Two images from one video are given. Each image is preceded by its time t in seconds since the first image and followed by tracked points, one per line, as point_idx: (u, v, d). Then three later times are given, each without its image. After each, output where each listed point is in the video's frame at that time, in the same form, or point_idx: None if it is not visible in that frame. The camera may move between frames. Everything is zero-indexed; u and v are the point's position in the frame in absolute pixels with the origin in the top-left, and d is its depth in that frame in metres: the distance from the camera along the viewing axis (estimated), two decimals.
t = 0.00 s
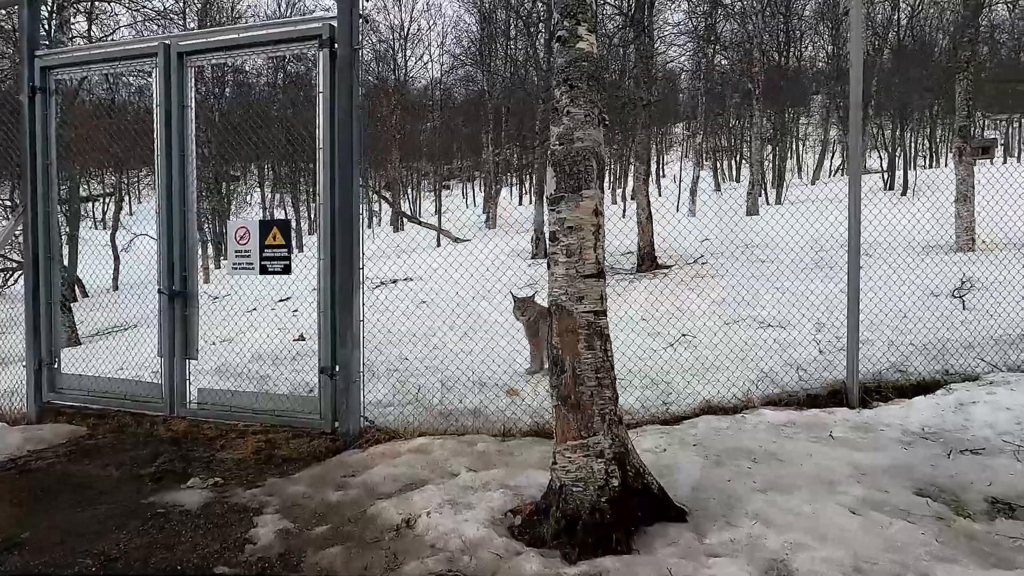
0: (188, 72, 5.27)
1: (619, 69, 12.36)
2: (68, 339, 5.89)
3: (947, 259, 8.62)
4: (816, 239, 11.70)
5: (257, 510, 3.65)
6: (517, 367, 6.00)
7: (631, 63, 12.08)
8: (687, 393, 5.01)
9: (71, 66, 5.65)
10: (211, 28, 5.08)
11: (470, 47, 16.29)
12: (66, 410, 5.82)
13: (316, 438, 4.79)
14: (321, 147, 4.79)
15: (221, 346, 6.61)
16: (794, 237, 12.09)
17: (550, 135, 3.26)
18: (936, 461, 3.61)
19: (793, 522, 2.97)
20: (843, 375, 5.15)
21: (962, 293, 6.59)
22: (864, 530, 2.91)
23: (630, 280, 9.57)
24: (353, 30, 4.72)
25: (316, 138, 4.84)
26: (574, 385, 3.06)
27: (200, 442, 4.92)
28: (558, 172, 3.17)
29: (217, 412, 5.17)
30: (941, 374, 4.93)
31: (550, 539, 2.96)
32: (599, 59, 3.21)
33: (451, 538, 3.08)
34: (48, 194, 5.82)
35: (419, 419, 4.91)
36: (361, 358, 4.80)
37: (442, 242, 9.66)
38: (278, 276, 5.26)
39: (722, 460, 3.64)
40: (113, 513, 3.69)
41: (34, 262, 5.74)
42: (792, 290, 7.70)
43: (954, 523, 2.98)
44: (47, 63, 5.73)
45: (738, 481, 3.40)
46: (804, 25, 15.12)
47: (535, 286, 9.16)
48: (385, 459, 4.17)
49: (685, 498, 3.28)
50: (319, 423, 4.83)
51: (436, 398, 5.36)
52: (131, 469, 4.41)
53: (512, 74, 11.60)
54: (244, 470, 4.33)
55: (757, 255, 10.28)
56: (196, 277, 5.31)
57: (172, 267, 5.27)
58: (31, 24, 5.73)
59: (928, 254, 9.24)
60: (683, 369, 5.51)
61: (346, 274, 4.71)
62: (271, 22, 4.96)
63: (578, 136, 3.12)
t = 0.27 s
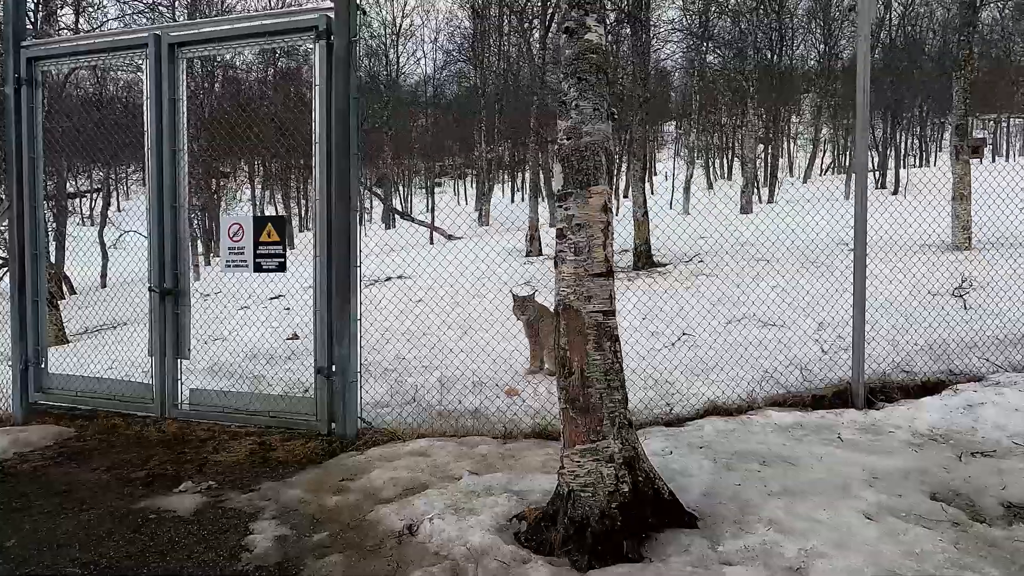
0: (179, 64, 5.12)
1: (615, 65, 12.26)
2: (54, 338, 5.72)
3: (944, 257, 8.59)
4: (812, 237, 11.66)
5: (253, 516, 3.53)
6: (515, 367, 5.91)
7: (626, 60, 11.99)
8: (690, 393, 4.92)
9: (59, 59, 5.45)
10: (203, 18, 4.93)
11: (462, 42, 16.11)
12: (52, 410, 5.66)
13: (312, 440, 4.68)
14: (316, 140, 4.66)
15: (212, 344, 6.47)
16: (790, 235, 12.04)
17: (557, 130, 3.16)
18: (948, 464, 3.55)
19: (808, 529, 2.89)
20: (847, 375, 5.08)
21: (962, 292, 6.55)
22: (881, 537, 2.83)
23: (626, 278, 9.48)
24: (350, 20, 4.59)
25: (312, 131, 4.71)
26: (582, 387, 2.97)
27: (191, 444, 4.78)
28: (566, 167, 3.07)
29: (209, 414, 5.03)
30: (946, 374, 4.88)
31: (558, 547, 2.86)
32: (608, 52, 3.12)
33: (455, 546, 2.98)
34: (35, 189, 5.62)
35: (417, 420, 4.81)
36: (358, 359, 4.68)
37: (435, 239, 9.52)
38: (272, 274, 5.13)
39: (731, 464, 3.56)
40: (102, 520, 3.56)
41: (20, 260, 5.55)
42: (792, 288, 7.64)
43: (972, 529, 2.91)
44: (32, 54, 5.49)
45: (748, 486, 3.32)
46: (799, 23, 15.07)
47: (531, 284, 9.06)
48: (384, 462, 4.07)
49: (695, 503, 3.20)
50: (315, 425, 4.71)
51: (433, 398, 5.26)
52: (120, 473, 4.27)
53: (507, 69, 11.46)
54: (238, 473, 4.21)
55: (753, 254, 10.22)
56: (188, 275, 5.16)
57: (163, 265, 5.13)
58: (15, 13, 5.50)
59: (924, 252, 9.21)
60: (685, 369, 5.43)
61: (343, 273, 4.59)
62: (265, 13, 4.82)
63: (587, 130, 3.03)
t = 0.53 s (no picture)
0: (175, 58, 4.99)
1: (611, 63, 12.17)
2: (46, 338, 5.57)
3: (945, 256, 8.57)
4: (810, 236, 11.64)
5: (254, 522, 3.43)
6: (517, 367, 5.83)
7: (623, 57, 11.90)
8: (698, 394, 4.85)
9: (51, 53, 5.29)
10: (199, 10, 4.80)
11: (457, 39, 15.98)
12: (43, 413, 5.51)
13: (312, 443, 4.57)
14: (317, 136, 4.55)
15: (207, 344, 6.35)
16: (787, 234, 12.01)
17: (570, 125, 3.06)
18: (964, 466, 3.49)
19: (828, 535, 2.82)
20: (855, 376, 5.03)
21: (965, 291, 6.52)
22: (903, 543, 2.77)
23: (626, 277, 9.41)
24: (351, 12, 4.48)
25: (312, 126, 4.59)
26: (597, 390, 2.88)
27: (188, 447, 4.67)
28: (579, 164, 2.98)
29: (206, 416, 4.92)
30: (954, 375, 4.84)
31: (573, 554, 2.78)
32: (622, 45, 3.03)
33: (466, 553, 2.89)
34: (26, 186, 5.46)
35: (420, 422, 4.71)
36: (359, 359, 4.58)
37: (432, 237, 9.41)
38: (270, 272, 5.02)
39: (745, 468, 3.49)
40: (97, 527, 3.44)
41: (10, 258, 5.40)
42: (794, 288, 7.60)
43: (995, 534, 2.85)
44: (23, 47, 5.34)
45: (764, 490, 3.25)
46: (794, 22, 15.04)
47: (529, 283, 8.98)
48: (388, 465, 3.97)
49: (711, 508, 3.12)
50: (316, 427, 4.61)
51: (435, 399, 5.16)
52: (116, 477, 4.15)
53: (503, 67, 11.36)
54: (237, 477, 4.10)
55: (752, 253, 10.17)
56: (184, 273, 5.04)
57: (158, 263, 5.00)
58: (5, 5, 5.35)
59: (923, 251, 9.19)
60: (691, 369, 5.36)
61: (344, 271, 4.48)
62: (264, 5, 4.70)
63: (601, 126, 2.94)
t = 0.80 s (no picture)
0: (168, 51, 4.88)
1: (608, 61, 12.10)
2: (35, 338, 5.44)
3: (944, 255, 8.55)
4: (808, 235, 11.62)
5: (252, 526, 3.33)
6: (517, 367, 5.74)
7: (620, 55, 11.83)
8: (702, 394, 4.78)
9: (41, 46, 5.18)
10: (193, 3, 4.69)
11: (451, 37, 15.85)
12: (33, 414, 5.39)
13: (309, 444, 4.48)
14: (313, 130, 4.44)
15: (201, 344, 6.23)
16: (784, 232, 11.98)
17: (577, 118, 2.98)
18: (975, 467, 3.43)
19: (843, 539, 2.75)
20: (860, 375, 4.97)
21: (967, 290, 6.49)
22: (919, 546, 2.70)
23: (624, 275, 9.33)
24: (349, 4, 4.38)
25: (309, 120, 4.49)
26: (606, 390, 2.80)
27: (182, 448, 4.56)
28: (587, 158, 2.90)
29: (201, 417, 4.81)
30: (960, 374, 4.79)
31: (583, 560, 2.70)
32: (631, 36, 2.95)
33: (472, 559, 2.81)
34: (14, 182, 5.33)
35: (420, 423, 4.62)
36: (357, 359, 4.49)
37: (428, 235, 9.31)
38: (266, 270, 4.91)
39: (754, 469, 3.42)
40: (90, 531, 3.34)
41: None
42: (794, 286, 7.55)
43: (1012, 537, 2.79)
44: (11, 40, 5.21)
45: (774, 491, 3.18)
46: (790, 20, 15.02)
47: (527, 282, 8.90)
48: (388, 467, 3.88)
49: (721, 510, 3.05)
50: (314, 428, 4.51)
51: (435, 399, 5.08)
52: (108, 480, 4.04)
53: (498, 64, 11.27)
54: (233, 480, 4.00)
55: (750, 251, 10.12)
56: (177, 271, 4.93)
57: (151, 261, 4.89)
58: None
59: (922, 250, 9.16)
60: (695, 368, 5.29)
61: (342, 269, 4.38)
62: None
63: (610, 119, 2.86)
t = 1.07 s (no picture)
0: (158, 45, 4.75)
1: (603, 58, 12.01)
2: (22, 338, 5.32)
3: (941, 255, 8.53)
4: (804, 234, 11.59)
5: (245, 534, 3.23)
6: (515, 368, 5.66)
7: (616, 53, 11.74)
8: (704, 396, 4.70)
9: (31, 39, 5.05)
10: None
11: (444, 34, 15.70)
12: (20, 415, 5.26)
13: (303, 448, 4.37)
14: (308, 126, 4.33)
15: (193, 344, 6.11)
16: (780, 232, 11.92)
17: (582, 113, 2.89)
18: (986, 471, 3.36)
19: (857, 547, 2.67)
20: (864, 375, 4.90)
21: (968, 289, 6.44)
22: (934, 554, 2.63)
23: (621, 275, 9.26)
24: None
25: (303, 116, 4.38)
26: (612, 394, 2.71)
27: (173, 452, 4.44)
28: (592, 154, 2.80)
29: (193, 419, 4.71)
30: (964, 375, 4.73)
31: (589, 568, 2.61)
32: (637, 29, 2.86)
33: (473, 568, 2.71)
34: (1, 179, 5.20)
35: (417, 426, 4.52)
36: (352, 361, 4.38)
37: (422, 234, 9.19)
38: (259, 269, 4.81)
39: (761, 474, 3.34)
40: (77, 540, 3.23)
41: None
42: (794, 286, 7.50)
43: None
44: None
45: (782, 497, 3.11)
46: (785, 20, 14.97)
47: (523, 281, 8.80)
48: (385, 472, 3.78)
49: (728, 516, 2.97)
50: (309, 431, 4.41)
51: (432, 401, 4.98)
52: (97, 485, 3.93)
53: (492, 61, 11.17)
54: (226, 485, 3.89)
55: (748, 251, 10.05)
56: (168, 270, 4.81)
57: (141, 260, 4.77)
58: None
59: (921, 250, 9.13)
60: (696, 369, 5.22)
61: (337, 269, 4.28)
62: None
63: (616, 114, 2.77)
